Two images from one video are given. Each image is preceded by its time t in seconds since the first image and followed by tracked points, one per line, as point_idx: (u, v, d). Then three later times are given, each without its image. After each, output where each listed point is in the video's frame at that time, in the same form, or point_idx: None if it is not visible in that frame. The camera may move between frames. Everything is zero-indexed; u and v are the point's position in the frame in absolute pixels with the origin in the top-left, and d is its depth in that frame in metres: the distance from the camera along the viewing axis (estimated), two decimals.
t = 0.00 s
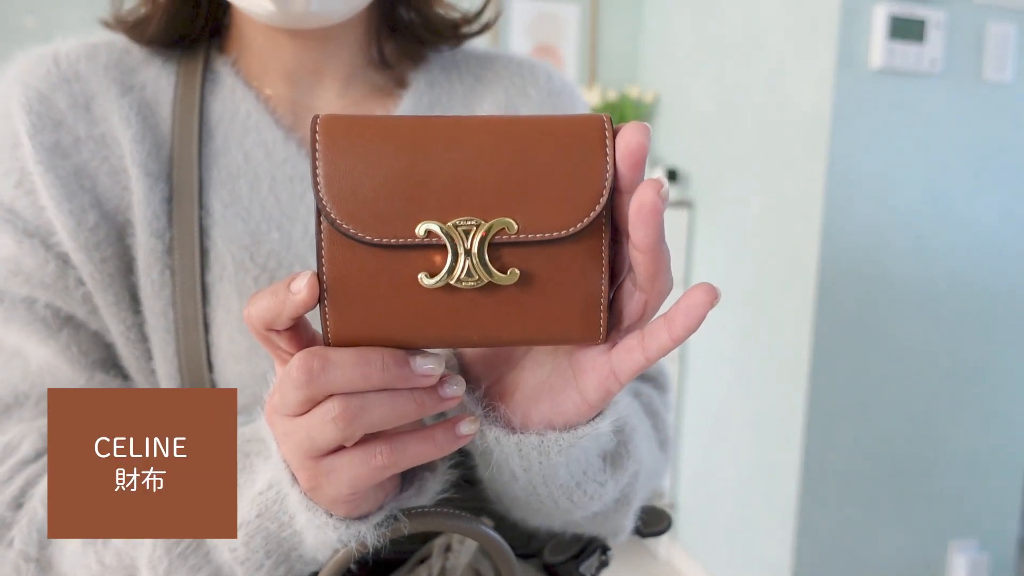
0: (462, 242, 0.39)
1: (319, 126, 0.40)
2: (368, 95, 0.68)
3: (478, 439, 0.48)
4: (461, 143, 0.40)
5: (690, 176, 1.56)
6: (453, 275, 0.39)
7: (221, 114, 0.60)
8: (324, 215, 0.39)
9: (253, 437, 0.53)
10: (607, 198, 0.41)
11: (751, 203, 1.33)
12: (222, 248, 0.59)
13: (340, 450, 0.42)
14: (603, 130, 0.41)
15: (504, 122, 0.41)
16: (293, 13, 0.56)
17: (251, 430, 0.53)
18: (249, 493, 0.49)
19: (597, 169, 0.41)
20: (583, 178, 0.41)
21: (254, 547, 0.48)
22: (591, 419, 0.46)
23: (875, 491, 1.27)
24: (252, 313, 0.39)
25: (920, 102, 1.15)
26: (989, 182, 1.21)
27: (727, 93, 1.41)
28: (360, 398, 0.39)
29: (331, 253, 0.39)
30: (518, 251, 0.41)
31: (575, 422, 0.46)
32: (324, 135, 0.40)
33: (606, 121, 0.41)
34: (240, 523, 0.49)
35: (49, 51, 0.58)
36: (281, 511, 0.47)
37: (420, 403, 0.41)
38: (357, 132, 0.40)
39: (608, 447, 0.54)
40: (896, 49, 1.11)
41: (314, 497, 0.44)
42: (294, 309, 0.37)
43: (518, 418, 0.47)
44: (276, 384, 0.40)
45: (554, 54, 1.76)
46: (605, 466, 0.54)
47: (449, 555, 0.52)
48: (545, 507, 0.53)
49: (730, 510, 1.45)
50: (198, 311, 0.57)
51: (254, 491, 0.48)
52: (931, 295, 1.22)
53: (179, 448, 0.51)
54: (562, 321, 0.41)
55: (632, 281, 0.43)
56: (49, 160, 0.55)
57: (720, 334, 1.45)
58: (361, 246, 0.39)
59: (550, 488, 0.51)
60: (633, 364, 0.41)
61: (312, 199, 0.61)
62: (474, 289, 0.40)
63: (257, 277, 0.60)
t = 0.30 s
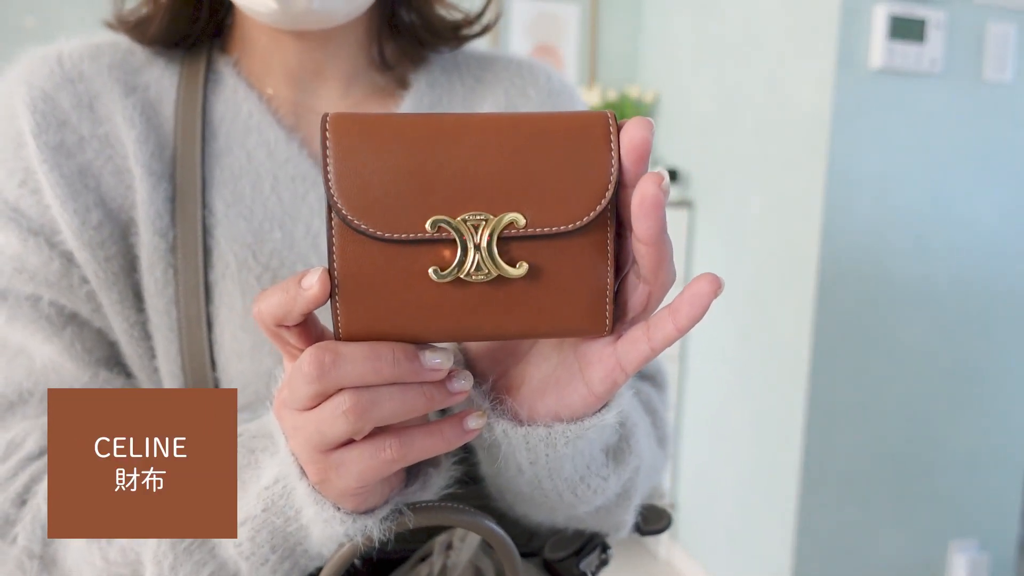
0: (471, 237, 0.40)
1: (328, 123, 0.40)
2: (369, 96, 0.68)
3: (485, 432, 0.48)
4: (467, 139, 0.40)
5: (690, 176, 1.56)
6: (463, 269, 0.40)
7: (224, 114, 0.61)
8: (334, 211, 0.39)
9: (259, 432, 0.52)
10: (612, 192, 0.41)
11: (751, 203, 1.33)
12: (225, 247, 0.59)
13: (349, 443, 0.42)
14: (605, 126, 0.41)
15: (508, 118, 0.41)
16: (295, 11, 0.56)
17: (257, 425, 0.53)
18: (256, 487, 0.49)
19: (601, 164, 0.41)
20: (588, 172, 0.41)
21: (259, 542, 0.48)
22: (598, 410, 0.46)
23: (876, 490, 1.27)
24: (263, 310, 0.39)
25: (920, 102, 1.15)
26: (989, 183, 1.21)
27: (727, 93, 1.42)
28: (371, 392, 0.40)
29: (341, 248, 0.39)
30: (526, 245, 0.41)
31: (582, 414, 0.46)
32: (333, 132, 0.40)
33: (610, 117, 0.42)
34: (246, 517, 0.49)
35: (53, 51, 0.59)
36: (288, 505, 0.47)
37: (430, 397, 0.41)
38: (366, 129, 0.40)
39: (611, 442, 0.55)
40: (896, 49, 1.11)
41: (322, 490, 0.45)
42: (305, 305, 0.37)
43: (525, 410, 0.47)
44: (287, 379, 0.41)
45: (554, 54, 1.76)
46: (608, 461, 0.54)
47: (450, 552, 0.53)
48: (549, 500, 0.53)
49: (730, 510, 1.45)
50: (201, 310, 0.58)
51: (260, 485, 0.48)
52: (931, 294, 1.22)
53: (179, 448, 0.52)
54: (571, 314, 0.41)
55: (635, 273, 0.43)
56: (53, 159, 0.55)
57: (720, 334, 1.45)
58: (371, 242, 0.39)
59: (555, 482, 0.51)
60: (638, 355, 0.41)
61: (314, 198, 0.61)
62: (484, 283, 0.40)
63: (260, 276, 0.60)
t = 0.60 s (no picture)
0: (474, 237, 0.40)
1: (334, 123, 0.40)
2: (370, 96, 0.68)
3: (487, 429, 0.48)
4: (470, 139, 0.41)
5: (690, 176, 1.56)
6: (467, 269, 0.40)
7: (226, 114, 0.61)
8: (338, 210, 0.40)
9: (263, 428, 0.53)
10: (614, 192, 0.41)
11: (751, 203, 1.34)
12: (228, 245, 0.59)
13: (353, 440, 0.43)
14: (607, 127, 0.42)
15: (510, 119, 0.42)
16: (301, 18, 0.56)
17: (259, 423, 0.52)
18: (260, 483, 0.49)
19: (603, 165, 0.41)
20: (589, 173, 0.41)
21: (262, 537, 0.49)
22: (598, 407, 0.46)
23: (876, 490, 1.27)
24: (268, 308, 0.39)
25: (920, 102, 1.15)
26: (989, 183, 1.21)
27: (727, 93, 1.42)
28: (374, 388, 0.40)
29: (345, 247, 0.40)
30: (528, 244, 0.41)
31: (583, 411, 0.46)
32: (338, 133, 0.40)
33: (612, 119, 0.42)
34: (249, 513, 0.49)
35: (57, 50, 0.59)
36: (291, 501, 0.48)
37: (433, 394, 0.41)
38: (371, 129, 0.40)
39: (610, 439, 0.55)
40: (897, 50, 1.11)
41: (325, 484, 0.44)
42: (309, 304, 0.38)
43: (526, 408, 0.47)
44: (291, 376, 0.41)
45: (554, 54, 1.77)
46: (607, 457, 0.55)
47: (451, 550, 0.53)
48: (549, 497, 0.54)
49: (731, 509, 1.45)
50: (204, 308, 0.58)
51: (264, 481, 0.49)
52: (931, 294, 1.22)
53: (178, 448, 0.52)
54: (572, 313, 0.42)
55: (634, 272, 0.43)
56: (58, 158, 0.55)
57: (720, 333, 1.45)
58: (375, 241, 0.40)
59: (555, 479, 0.52)
60: (637, 354, 0.41)
61: (316, 197, 0.61)
62: (487, 283, 0.41)
63: (262, 275, 0.60)
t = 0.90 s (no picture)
0: (471, 236, 0.40)
1: (331, 123, 0.40)
2: (368, 96, 0.68)
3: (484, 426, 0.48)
4: (466, 138, 0.41)
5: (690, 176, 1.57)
6: (463, 267, 0.40)
7: (226, 113, 0.61)
8: (336, 210, 0.40)
9: (262, 426, 0.53)
10: (610, 192, 0.41)
11: (751, 203, 1.34)
12: (227, 245, 0.59)
13: (350, 438, 0.43)
14: (602, 126, 0.41)
15: (506, 118, 0.42)
16: (301, 19, 0.56)
17: (259, 420, 0.53)
18: (259, 480, 0.49)
19: (599, 165, 0.41)
20: (585, 173, 0.41)
21: (261, 534, 0.49)
22: (595, 405, 0.46)
23: (875, 490, 1.27)
24: (266, 308, 0.39)
25: (920, 102, 1.15)
26: (989, 183, 1.21)
27: (727, 93, 1.42)
28: (371, 386, 0.40)
29: (343, 247, 0.40)
30: (525, 242, 0.41)
31: (579, 408, 0.46)
32: (335, 132, 0.40)
33: (607, 118, 0.42)
34: (248, 510, 0.49)
35: (58, 51, 0.59)
36: (290, 499, 0.48)
37: (431, 391, 0.42)
38: (369, 129, 0.40)
39: (606, 435, 0.55)
40: (896, 50, 1.11)
41: (323, 482, 0.45)
42: (307, 304, 0.38)
43: (523, 405, 0.47)
44: (289, 374, 0.41)
45: (554, 55, 1.77)
46: (604, 454, 0.55)
47: (450, 548, 0.53)
48: (546, 494, 0.54)
49: (730, 509, 1.46)
50: (204, 307, 0.58)
51: (263, 478, 0.49)
52: (931, 294, 1.22)
53: (178, 447, 0.52)
54: (569, 311, 0.42)
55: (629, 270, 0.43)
56: (58, 158, 0.55)
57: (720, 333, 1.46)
58: (373, 240, 0.40)
59: (552, 475, 0.52)
60: (633, 351, 0.41)
61: (315, 197, 0.62)
62: (483, 281, 0.41)
63: (262, 274, 0.60)
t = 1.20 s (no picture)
0: (470, 237, 0.40)
1: (330, 125, 0.40)
2: (368, 96, 0.69)
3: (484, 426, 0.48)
4: (464, 141, 0.41)
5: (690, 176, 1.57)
6: (463, 269, 0.40)
7: (226, 113, 0.61)
8: (336, 211, 0.40)
9: (263, 426, 0.53)
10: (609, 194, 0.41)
11: (751, 203, 1.34)
12: (227, 245, 0.59)
13: (351, 438, 0.43)
14: (601, 128, 0.41)
15: (506, 120, 0.41)
16: (305, 22, 0.57)
17: (259, 421, 0.53)
18: (259, 480, 0.49)
19: (598, 167, 0.41)
20: (584, 176, 0.41)
21: (261, 535, 0.49)
22: (595, 405, 0.46)
23: (875, 490, 1.27)
24: (266, 310, 0.39)
25: (920, 101, 1.16)
26: (989, 183, 1.21)
27: (727, 93, 1.42)
28: (372, 387, 0.40)
29: (343, 248, 0.40)
30: (524, 243, 0.41)
31: (579, 408, 0.46)
32: (335, 133, 0.40)
33: (606, 119, 0.42)
34: (249, 510, 0.49)
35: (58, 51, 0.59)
36: (290, 499, 0.48)
37: (431, 392, 0.42)
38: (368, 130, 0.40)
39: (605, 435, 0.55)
40: (897, 49, 1.11)
41: (324, 482, 0.45)
42: (307, 305, 0.38)
43: (523, 405, 0.47)
44: (290, 375, 0.41)
45: (554, 55, 1.77)
46: (603, 454, 0.55)
47: (449, 547, 0.53)
48: (546, 494, 0.54)
49: (730, 509, 1.46)
50: (204, 307, 0.58)
51: (263, 479, 0.49)
52: (931, 294, 1.22)
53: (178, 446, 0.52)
54: (568, 312, 0.42)
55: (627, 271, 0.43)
56: (59, 158, 0.55)
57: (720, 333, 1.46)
58: (373, 242, 0.40)
59: (552, 475, 0.52)
60: (631, 352, 0.42)
61: (314, 197, 0.62)
62: (483, 282, 0.41)
63: (262, 274, 0.60)
